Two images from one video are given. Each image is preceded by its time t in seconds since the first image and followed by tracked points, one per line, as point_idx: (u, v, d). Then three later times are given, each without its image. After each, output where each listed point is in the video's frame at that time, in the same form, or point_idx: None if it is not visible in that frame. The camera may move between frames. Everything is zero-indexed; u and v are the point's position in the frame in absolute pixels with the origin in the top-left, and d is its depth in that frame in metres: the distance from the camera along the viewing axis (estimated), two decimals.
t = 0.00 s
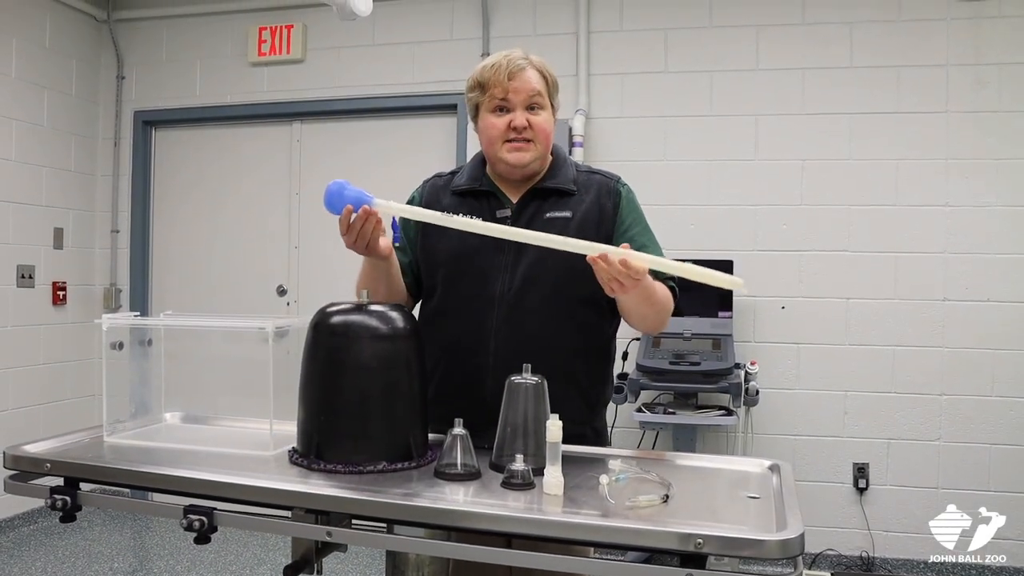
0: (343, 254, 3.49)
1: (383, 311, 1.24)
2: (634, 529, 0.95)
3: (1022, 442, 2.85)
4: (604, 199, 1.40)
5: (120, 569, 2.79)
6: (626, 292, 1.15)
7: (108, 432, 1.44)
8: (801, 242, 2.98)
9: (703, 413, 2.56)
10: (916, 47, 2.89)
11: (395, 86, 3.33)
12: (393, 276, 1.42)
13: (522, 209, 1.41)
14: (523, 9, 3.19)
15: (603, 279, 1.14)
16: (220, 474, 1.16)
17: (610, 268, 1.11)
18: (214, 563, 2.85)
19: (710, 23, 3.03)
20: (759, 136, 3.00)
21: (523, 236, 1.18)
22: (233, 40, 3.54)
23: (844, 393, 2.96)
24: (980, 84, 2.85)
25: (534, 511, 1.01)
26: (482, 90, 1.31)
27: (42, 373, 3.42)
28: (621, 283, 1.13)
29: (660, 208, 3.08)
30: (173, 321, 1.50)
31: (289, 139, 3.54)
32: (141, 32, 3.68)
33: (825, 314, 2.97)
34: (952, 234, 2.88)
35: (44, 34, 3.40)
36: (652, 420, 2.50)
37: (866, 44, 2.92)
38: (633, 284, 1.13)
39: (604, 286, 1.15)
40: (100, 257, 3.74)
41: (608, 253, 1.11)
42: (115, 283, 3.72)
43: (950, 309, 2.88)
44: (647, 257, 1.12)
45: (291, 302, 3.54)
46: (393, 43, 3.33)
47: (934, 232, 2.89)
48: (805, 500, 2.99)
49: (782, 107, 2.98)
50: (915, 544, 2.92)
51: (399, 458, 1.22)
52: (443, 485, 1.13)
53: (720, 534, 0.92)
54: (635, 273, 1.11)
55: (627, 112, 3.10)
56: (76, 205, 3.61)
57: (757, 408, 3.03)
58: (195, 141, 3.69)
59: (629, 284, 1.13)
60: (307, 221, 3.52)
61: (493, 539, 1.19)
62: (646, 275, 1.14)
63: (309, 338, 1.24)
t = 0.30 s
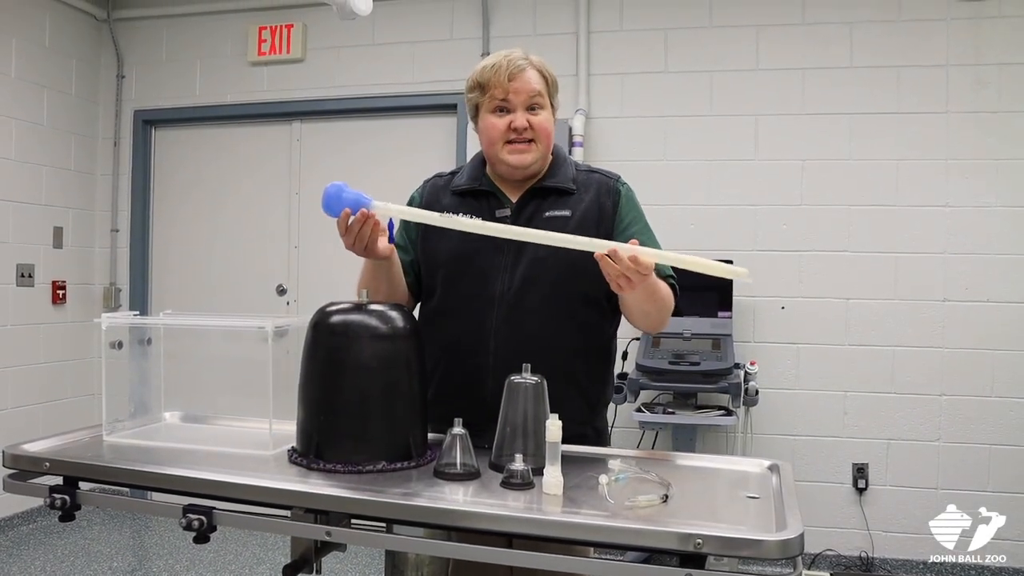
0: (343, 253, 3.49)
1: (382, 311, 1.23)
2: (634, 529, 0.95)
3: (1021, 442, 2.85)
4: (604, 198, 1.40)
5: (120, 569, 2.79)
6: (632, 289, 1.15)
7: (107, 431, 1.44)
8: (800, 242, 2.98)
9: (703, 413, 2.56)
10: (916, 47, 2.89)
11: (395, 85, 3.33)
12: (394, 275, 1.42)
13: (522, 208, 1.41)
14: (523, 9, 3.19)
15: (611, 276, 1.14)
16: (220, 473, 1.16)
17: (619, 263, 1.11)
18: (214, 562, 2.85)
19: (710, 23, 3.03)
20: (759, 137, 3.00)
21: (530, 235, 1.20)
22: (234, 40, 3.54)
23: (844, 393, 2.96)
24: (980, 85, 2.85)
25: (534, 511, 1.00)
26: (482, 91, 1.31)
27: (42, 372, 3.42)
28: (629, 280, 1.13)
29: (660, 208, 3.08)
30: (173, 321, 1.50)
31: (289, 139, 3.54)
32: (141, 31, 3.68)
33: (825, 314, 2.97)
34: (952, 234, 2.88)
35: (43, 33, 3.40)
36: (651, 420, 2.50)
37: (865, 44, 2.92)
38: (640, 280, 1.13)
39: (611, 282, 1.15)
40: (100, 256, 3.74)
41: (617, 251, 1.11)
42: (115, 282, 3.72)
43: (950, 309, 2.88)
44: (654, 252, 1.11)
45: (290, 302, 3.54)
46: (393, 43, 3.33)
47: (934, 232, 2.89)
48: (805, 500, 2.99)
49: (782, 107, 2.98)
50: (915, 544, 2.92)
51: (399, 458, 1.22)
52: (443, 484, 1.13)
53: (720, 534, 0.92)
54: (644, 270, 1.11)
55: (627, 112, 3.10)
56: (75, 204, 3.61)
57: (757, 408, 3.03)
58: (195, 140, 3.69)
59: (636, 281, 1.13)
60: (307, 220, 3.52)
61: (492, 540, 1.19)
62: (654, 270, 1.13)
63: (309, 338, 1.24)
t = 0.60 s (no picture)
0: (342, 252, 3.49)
1: (382, 310, 1.23)
2: (635, 528, 0.95)
3: (1021, 441, 2.85)
4: (605, 197, 1.40)
5: (120, 569, 2.79)
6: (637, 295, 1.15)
7: (107, 431, 1.43)
8: (800, 241, 2.97)
9: (703, 412, 2.56)
10: (916, 46, 2.88)
11: (395, 85, 3.33)
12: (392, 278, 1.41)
13: (522, 208, 1.41)
14: (523, 9, 3.19)
15: (616, 283, 1.13)
16: (220, 473, 1.15)
17: (625, 271, 1.11)
18: (215, 562, 2.85)
19: (710, 22, 3.03)
20: (759, 137, 3.00)
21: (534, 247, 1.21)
22: (233, 39, 3.54)
23: (844, 392, 2.96)
24: (979, 84, 2.85)
25: (534, 510, 1.00)
26: (484, 93, 1.31)
27: (42, 372, 3.42)
28: (634, 287, 1.13)
29: (660, 207, 3.08)
30: (173, 320, 1.50)
31: (289, 138, 3.54)
32: (140, 31, 3.68)
33: (825, 313, 2.97)
34: (952, 233, 2.87)
35: (42, 33, 3.39)
36: (651, 419, 2.50)
37: (865, 43, 2.92)
38: (646, 287, 1.13)
39: (616, 289, 1.14)
40: (99, 256, 3.74)
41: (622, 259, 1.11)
42: (115, 282, 3.72)
43: (950, 309, 2.88)
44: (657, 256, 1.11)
45: (290, 301, 3.54)
46: (393, 43, 3.33)
47: (934, 231, 2.89)
48: (805, 499, 2.99)
49: (781, 107, 2.98)
50: (915, 543, 2.92)
51: (399, 458, 1.22)
52: (443, 484, 1.13)
53: (721, 533, 0.92)
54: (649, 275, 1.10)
55: (627, 111, 3.10)
56: (75, 203, 3.61)
57: (757, 408, 3.03)
58: (195, 140, 3.69)
59: (641, 287, 1.13)
60: (306, 220, 3.52)
61: (492, 539, 1.19)
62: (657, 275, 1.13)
63: (309, 337, 1.24)
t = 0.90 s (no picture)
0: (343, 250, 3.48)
1: (382, 307, 1.23)
2: (635, 526, 0.95)
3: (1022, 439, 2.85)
4: (605, 193, 1.39)
5: (121, 566, 2.79)
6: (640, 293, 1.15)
7: (107, 429, 1.43)
8: (801, 239, 2.97)
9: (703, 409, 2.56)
10: (916, 43, 2.88)
11: (395, 82, 3.32)
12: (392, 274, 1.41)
13: (523, 204, 1.41)
14: (523, 6, 3.19)
15: (618, 282, 1.14)
16: (220, 470, 1.15)
17: (627, 270, 1.11)
18: (215, 560, 2.85)
19: (710, 20, 3.02)
20: (759, 135, 2.99)
21: (533, 248, 1.21)
22: (233, 36, 3.53)
23: (845, 390, 2.96)
24: (980, 82, 2.84)
25: (535, 508, 1.00)
26: (485, 91, 1.31)
27: (42, 369, 3.42)
28: (636, 286, 1.13)
29: (660, 205, 3.07)
30: (173, 318, 1.50)
31: (289, 136, 3.54)
32: (140, 28, 3.68)
33: (826, 310, 2.97)
34: (953, 231, 2.87)
35: (42, 30, 3.39)
36: (652, 417, 2.50)
37: (865, 41, 2.91)
38: (648, 286, 1.13)
39: (618, 289, 1.15)
40: (99, 254, 3.73)
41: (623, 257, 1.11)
42: (115, 280, 3.72)
43: (950, 306, 2.88)
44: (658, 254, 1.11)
45: (291, 299, 3.54)
46: (392, 40, 3.32)
47: (935, 229, 2.88)
48: (805, 496, 2.99)
49: (782, 105, 2.98)
50: (915, 541, 2.92)
51: (399, 455, 1.22)
52: (442, 481, 1.13)
53: (722, 530, 0.92)
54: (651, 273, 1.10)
55: (627, 109, 3.10)
56: (74, 201, 3.60)
57: (757, 405, 3.03)
58: (195, 137, 3.69)
59: (643, 285, 1.13)
60: (306, 218, 3.52)
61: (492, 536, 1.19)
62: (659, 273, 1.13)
63: (309, 334, 1.24)
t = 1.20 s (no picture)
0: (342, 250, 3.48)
1: (382, 307, 1.23)
2: (635, 525, 0.94)
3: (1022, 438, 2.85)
4: (605, 192, 1.39)
5: (121, 566, 2.79)
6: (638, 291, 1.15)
7: (106, 429, 1.43)
8: (801, 238, 2.97)
9: (703, 409, 2.55)
10: (916, 41, 2.88)
11: (394, 82, 3.32)
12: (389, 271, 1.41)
13: (523, 202, 1.41)
14: (522, 5, 3.18)
15: (616, 280, 1.13)
16: (220, 470, 1.15)
17: (624, 268, 1.11)
18: (216, 560, 2.85)
19: (709, 18, 3.02)
20: (758, 134, 2.99)
21: (532, 247, 1.21)
22: (233, 36, 3.53)
23: (845, 389, 2.96)
24: (979, 80, 2.84)
25: (535, 507, 1.00)
26: (485, 89, 1.31)
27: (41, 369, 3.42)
28: (634, 283, 1.13)
29: (659, 204, 3.07)
30: (171, 318, 1.49)
31: (288, 136, 3.54)
32: (139, 29, 3.68)
33: (826, 309, 2.96)
34: (952, 230, 2.87)
35: (41, 31, 3.39)
36: (652, 416, 2.50)
37: (864, 39, 2.91)
38: (645, 283, 1.12)
39: (615, 287, 1.14)
40: (99, 254, 3.73)
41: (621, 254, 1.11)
42: (115, 280, 3.72)
43: (950, 305, 2.88)
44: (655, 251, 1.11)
45: (290, 299, 3.54)
46: (392, 40, 3.32)
47: (935, 227, 2.88)
48: (805, 496, 2.99)
49: (781, 104, 2.98)
50: (916, 540, 2.92)
51: (399, 455, 1.22)
52: (443, 481, 1.13)
53: (722, 529, 0.92)
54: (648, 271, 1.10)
55: (627, 107, 3.09)
56: (74, 201, 3.60)
57: (757, 405, 3.02)
58: (195, 137, 3.68)
59: (640, 283, 1.12)
60: (306, 217, 3.52)
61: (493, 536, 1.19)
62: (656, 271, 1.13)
63: (308, 334, 1.23)
